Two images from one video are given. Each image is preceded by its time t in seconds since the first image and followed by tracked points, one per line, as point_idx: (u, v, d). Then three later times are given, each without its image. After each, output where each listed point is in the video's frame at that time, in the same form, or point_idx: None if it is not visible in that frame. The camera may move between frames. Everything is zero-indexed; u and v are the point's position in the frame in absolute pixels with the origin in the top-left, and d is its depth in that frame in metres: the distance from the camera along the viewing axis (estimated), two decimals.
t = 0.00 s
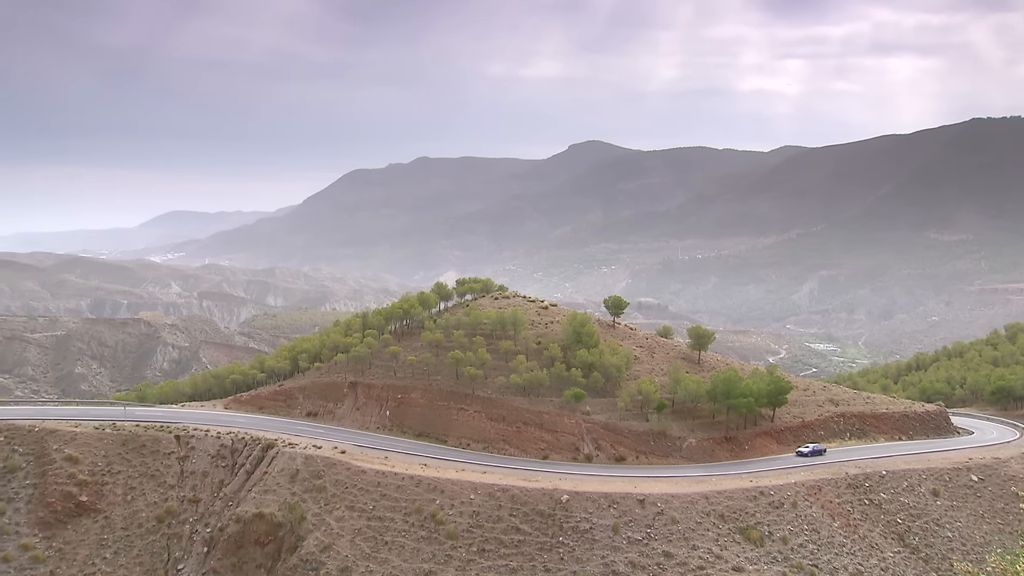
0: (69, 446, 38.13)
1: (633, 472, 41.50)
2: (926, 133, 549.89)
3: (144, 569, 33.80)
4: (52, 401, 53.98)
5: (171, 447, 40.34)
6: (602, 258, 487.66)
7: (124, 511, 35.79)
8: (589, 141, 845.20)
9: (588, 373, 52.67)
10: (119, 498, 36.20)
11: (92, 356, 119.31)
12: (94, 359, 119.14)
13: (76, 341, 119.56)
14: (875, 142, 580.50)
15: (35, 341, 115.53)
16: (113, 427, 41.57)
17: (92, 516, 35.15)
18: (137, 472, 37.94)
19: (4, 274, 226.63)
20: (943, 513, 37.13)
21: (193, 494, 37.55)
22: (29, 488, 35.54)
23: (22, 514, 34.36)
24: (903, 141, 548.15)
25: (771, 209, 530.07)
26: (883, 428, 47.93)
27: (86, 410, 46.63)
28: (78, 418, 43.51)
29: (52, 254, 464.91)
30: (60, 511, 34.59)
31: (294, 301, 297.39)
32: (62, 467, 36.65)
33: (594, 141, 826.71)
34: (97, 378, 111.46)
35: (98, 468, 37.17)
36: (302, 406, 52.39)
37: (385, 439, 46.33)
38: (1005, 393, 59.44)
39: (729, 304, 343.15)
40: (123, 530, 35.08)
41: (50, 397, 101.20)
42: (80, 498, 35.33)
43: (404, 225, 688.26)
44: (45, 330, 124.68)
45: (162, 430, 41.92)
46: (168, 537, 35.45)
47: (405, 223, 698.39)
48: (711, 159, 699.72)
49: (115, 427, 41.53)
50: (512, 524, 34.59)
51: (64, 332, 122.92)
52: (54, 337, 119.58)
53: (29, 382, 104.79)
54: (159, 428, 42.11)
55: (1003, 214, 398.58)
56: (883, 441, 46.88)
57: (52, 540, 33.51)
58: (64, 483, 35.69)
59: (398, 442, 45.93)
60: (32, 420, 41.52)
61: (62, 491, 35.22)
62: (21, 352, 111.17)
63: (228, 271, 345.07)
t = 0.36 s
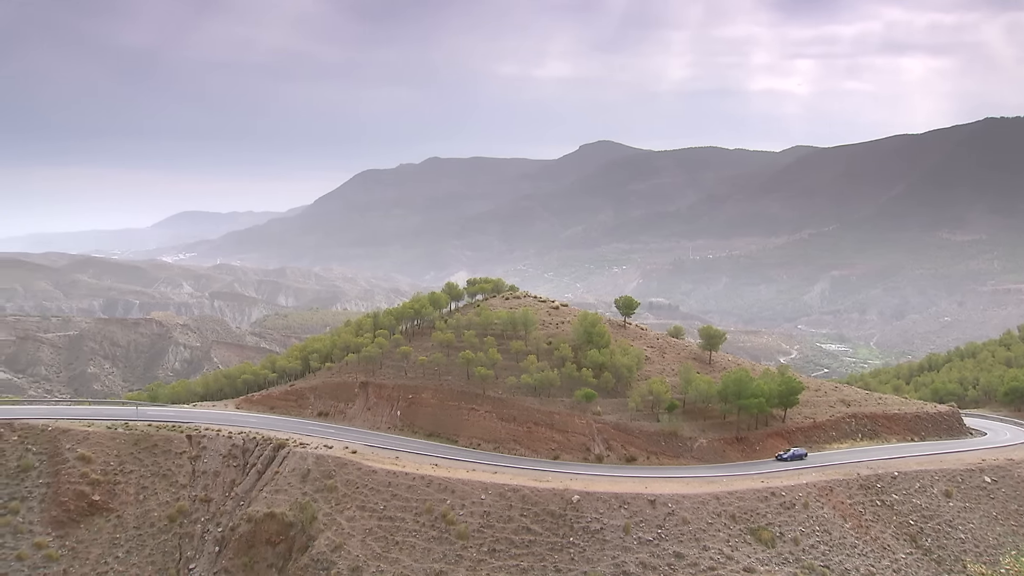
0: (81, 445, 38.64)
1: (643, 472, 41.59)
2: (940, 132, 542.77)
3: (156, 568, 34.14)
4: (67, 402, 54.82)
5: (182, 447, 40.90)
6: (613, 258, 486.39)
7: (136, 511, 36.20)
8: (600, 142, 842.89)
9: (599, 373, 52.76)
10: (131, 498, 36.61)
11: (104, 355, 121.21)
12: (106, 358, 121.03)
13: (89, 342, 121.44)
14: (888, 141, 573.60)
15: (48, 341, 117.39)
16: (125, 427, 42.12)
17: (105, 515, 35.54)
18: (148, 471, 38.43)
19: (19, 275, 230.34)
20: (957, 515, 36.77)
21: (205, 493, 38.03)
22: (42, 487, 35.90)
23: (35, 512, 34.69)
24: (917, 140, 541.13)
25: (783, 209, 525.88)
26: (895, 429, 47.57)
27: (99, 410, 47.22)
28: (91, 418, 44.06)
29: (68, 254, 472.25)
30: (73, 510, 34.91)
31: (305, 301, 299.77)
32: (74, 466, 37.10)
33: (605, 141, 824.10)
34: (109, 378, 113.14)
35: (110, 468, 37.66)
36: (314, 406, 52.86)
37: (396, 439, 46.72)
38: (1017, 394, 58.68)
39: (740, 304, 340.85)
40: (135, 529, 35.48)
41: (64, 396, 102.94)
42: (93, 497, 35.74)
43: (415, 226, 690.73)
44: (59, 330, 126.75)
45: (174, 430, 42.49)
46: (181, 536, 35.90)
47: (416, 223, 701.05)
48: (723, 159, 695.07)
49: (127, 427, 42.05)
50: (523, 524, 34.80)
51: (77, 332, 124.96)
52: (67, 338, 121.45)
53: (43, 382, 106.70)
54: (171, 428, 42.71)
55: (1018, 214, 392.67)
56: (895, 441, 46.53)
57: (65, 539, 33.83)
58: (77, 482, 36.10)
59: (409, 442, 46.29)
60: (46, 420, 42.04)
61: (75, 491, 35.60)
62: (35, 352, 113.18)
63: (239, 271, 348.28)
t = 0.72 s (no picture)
0: (96, 444, 39.44)
1: (655, 473, 41.66)
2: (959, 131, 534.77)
3: (169, 567, 34.63)
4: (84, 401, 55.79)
5: (196, 445, 41.48)
6: (624, 258, 484.70)
7: (149, 510, 36.80)
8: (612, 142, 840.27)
9: (611, 373, 52.84)
10: (144, 497, 37.27)
11: (119, 355, 123.23)
12: (120, 358, 122.96)
13: (103, 341, 123.53)
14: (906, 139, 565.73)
15: (63, 341, 119.63)
16: (139, 426, 42.78)
17: (119, 514, 36.21)
18: (162, 470, 39.02)
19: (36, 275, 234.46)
20: (972, 517, 36.41)
21: (218, 493, 38.58)
22: (57, 486, 36.73)
23: (51, 511, 35.53)
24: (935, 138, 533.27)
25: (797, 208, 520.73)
26: (909, 430, 47.10)
27: (115, 409, 48.05)
28: (105, 417, 44.91)
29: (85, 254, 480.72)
30: (87, 509, 35.71)
31: (318, 301, 302.30)
32: (89, 466, 37.89)
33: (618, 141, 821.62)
34: (123, 377, 115.09)
35: (124, 467, 38.36)
36: (326, 406, 53.41)
37: (409, 439, 47.15)
38: None
39: (752, 304, 338.08)
40: (149, 528, 36.10)
41: (79, 395, 104.82)
42: (107, 496, 36.49)
43: (427, 226, 693.31)
44: (75, 330, 129.08)
45: (188, 429, 43.01)
46: (194, 536, 36.38)
47: (428, 223, 703.71)
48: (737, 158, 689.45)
49: (140, 426, 42.76)
50: (534, 524, 35.06)
51: (92, 332, 126.99)
52: (82, 337, 123.68)
53: (58, 381, 108.59)
54: (184, 427, 43.25)
55: None
56: (911, 442, 46.09)
57: (79, 537, 34.67)
58: (91, 482, 36.82)
59: (423, 442, 46.69)
60: (62, 418, 43.03)
61: (90, 490, 36.35)
62: (50, 352, 115.31)
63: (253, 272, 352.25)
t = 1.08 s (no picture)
0: (112, 443, 40.19)
1: (669, 473, 41.66)
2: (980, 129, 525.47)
3: (185, 565, 34.95)
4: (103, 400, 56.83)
5: (211, 445, 42.10)
6: (638, 258, 482.28)
7: (165, 509, 37.29)
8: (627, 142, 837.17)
9: (626, 373, 52.88)
10: (160, 496, 37.82)
11: (134, 355, 125.52)
12: (136, 357, 125.23)
13: (119, 341, 125.92)
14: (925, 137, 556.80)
15: (79, 340, 122.06)
16: (156, 426, 43.52)
17: (135, 512, 36.78)
18: (177, 470, 39.61)
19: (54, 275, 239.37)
20: (988, 519, 36.00)
21: (233, 492, 39.02)
22: (74, 485, 37.49)
23: (68, 509, 36.22)
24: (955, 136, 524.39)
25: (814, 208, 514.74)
26: (925, 431, 46.61)
27: (131, 408, 48.94)
28: (122, 417, 45.66)
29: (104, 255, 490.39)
30: (103, 507, 36.36)
31: (332, 301, 305.22)
32: (105, 465, 38.59)
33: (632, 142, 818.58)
34: (139, 377, 117.23)
35: (140, 466, 39.02)
36: (340, 406, 53.99)
37: (423, 439, 47.65)
38: None
39: (767, 305, 334.80)
40: (165, 527, 36.51)
41: (95, 394, 106.93)
42: (123, 494, 37.12)
43: (440, 227, 695.67)
44: (92, 330, 131.67)
45: (203, 430, 43.69)
46: (209, 534, 36.70)
47: (441, 224, 706.21)
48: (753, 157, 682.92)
49: (156, 426, 43.45)
50: (548, 525, 35.29)
51: (108, 331, 129.35)
52: (98, 337, 126.19)
53: (74, 380, 110.63)
54: (199, 427, 43.94)
55: None
56: (925, 444, 45.67)
57: (96, 536, 35.26)
58: (107, 481, 37.49)
59: (437, 442, 47.12)
60: (79, 418, 44.00)
61: (106, 488, 37.04)
62: (67, 351, 117.73)
63: (267, 272, 356.47)
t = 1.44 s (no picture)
0: (128, 442, 40.89)
1: (682, 474, 41.69)
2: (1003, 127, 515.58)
3: (200, 564, 35.65)
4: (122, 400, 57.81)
5: (226, 444, 42.65)
6: (652, 259, 479.50)
7: (180, 508, 37.95)
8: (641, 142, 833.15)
9: (640, 373, 52.97)
10: (175, 495, 38.47)
11: (149, 354, 127.50)
12: (151, 357, 127.26)
13: (135, 340, 128.12)
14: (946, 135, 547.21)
15: (96, 340, 124.40)
16: (171, 425, 44.17)
17: (151, 511, 37.50)
18: (193, 469, 40.27)
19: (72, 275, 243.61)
20: (1006, 521, 35.55)
21: (248, 491, 39.54)
22: (91, 483, 38.28)
23: (85, 508, 36.96)
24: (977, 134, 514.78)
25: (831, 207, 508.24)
26: (941, 433, 46.07)
27: (146, 407, 49.72)
28: (137, 416, 46.28)
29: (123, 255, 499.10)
30: (119, 506, 37.11)
31: (346, 302, 307.56)
32: (122, 464, 39.34)
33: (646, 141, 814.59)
34: (154, 376, 119.22)
35: (155, 465, 39.69)
36: (355, 405, 54.53)
37: (437, 439, 48.04)
38: None
39: (782, 305, 331.15)
40: (180, 525, 37.20)
41: (111, 393, 108.77)
42: (138, 493, 37.81)
43: (454, 227, 697.68)
44: (109, 330, 133.91)
45: (218, 428, 44.29)
46: (224, 534, 37.29)
47: (455, 224, 708.40)
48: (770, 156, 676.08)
49: (171, 426, 44.08)
50: (562, 525, 35.52)
51: (125, 331, 131.68)
52: (114, 336, 128.48)
53: (91, 379, 112.96)
54: (214, 426, 44.56)
55: None
56: (942, 445, 45.12)
57: (112, 534, 36.07)
58: (123, 479, 38.24)
59: (451, 442, 47.52)
60: (95, 416, 44.77)
61: (122, 487, 37.77)
62: (84, 351, 119.82)
63: (282, 272, 360.00)
